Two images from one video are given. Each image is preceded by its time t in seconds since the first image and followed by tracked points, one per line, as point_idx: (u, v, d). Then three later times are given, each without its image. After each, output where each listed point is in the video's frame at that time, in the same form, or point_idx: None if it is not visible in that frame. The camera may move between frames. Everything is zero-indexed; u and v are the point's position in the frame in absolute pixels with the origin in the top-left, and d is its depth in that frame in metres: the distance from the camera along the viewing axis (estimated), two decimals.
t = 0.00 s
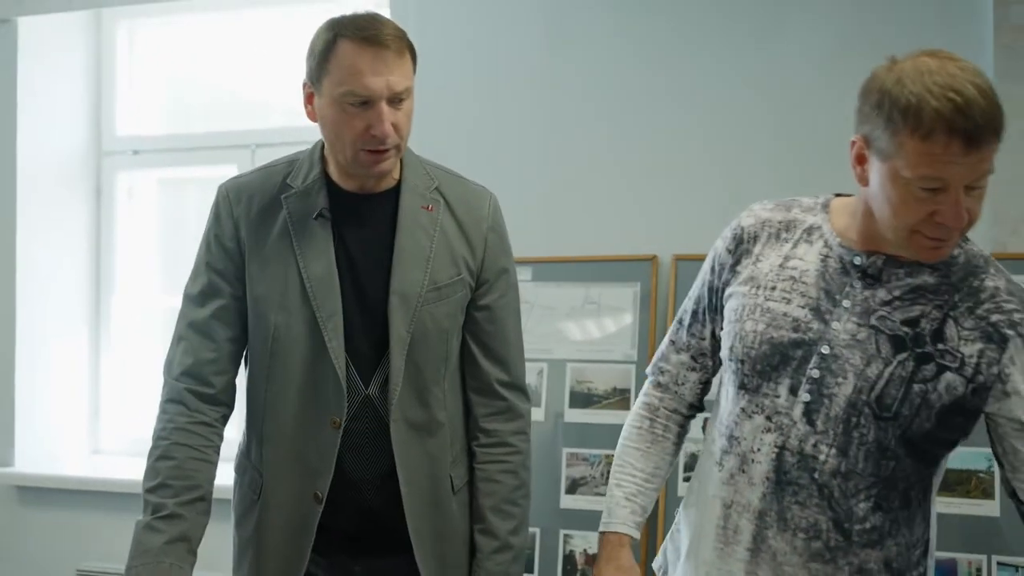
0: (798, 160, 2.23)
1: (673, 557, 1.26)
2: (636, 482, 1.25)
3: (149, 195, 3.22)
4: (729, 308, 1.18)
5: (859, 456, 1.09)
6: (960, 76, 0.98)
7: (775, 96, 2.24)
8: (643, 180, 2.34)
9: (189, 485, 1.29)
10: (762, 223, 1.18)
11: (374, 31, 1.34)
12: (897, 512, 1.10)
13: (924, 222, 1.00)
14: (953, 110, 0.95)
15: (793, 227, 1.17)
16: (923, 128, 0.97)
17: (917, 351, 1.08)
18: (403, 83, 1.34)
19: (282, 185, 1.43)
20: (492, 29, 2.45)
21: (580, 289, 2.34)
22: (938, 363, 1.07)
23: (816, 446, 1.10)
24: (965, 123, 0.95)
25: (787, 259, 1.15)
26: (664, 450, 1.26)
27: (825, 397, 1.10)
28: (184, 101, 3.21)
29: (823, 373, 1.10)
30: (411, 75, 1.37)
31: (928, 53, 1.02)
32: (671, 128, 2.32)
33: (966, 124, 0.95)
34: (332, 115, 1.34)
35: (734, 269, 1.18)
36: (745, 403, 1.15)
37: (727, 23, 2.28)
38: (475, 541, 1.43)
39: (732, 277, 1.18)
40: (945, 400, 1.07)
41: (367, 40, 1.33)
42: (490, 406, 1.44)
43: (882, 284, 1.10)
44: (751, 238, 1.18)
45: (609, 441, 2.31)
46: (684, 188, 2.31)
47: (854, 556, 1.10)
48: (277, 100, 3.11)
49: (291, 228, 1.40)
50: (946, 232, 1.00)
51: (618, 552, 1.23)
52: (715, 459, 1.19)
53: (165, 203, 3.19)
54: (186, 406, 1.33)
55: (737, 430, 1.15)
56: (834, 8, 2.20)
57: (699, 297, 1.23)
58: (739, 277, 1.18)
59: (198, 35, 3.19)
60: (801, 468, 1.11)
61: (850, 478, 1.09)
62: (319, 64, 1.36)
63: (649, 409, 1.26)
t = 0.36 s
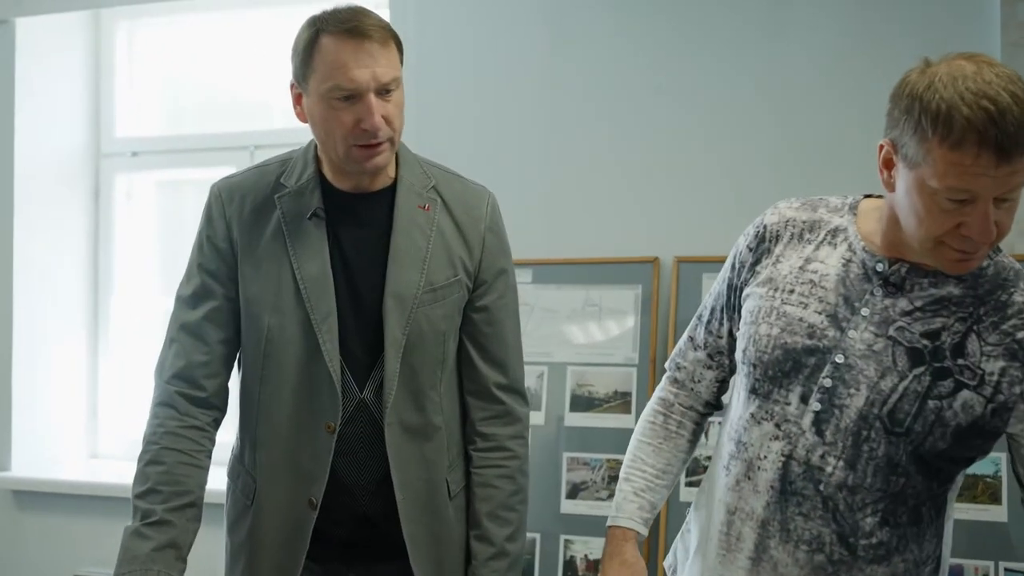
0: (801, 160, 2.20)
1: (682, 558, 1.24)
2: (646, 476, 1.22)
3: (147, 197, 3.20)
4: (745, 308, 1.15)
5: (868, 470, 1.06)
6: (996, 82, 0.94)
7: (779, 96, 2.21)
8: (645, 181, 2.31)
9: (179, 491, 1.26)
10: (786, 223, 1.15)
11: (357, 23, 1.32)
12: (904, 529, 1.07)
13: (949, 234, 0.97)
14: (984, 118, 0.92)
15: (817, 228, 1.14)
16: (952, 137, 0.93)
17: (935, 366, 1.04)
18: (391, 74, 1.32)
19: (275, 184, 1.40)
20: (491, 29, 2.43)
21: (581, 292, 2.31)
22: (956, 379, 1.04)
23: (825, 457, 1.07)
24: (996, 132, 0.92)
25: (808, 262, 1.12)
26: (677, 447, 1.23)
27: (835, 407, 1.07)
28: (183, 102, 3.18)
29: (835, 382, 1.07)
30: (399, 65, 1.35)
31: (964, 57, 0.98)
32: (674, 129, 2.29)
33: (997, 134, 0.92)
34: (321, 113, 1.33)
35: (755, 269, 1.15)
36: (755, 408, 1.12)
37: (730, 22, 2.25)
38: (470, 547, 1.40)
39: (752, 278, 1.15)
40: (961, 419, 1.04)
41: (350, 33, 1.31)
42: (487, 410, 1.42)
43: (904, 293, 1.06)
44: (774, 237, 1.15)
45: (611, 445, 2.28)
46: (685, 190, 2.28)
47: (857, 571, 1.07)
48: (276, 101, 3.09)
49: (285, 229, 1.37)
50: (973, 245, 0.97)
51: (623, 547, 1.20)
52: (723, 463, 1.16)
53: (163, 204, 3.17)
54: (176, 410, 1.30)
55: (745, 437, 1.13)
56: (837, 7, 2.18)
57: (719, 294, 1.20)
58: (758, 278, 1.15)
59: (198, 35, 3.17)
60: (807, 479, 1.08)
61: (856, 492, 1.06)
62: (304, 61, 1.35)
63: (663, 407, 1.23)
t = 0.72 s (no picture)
0: (807, 164, 2.18)
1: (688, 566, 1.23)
2: (653, 484, 1.21)
3: (150, 201, 3.20)
4: (753, 313, 1.13)
5: (879, 477, 1.04)
6: (998, 85, 0.92)
7: (784, 99, 2.20)
8: (649, 185, 2.30)
9: (176, 497, 1.24)
10: (792, 226, 1.13)
11: (348, 30, 1.30)
12: (917, 536, 1.05)
13: (947, 238, 0.96)
14: (983, 122, 0.90)
15: (825, 231, 1.12)
16: (950, 142, 0.91)
17: (946, 370, 1.03)
18: (379, 82, 1.30)
19: (276, 186, 1.39)
20: (494, 31, 2.42)
21: (584, 297, 2.30)
22: (968, 385, 1.02)
23: (835, 464, 1.05)
24: (994, 137, 0.90)
25: (816, 266, 1.10)
26: (684, 455, 1.21)
27: (845, 413, 1.05)
28: (185, 107, 3.18)
29: (844, 388, 1.05)
30: (391, 73, 1.33)
31: (969, 57, 0.96)
32: (678, 132, 2.27)
33: (995, 139, 0.90)
34: (311, 119, 1.31)
35: (762, 273, 1.14)
36: (764, 415, 1.10)
37: (734, 23, 2.23)
38: (471, 555, 1.38)
39: (759, 282, 1.14)
40: (973, 424, 1.02)
41: (341, 40, 1.29)
42: (489, 417, 1.40)
43: (914, 297, 1.05)
44: (780, 240, 1.13)
45: (615, 451, 2.26)
46: (690, 193, 2.27)
47: None
48: (277, 105, 3.09)
49: (286, 232, 1.36)
50: (971, 250, 0.95)
51: (630, 555, 1.18)
52: (732, 470, 1.15)
53: (166, 209, 3.18)
54: (174, 415, 1.28)
55: (754, 444, 1.11)
56: (842, 8, 2.16)
57: (726, 299, 1.19)
58: (765, 282, 1.13)
59: (200, 41, 3.16)
60: (817, 486, 1.06)
61: (867, 500, 1.04)
62: (295, 68, 1.33)
63: (671, 414, 1.22)
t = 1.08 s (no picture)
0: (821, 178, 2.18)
1: None
2: (670, 504, 1.19)
3: (165, 215, 3.22)
4: (769, 330, 1.11)
5: (897, 493, 1.02)
6: (1007, 101, 0.90)
7: (798, 112, 2.19)
8: (664, 198, 2.29)
9: (190, 513, 1.23)
10: (807, 242, 1.12)
11: (356, 49, 1.29)
12: (937, 553, 1.03)
13: (956, 253, 0.95)
14: (988, 141, 0.89)
15: (840, 247, 1.10)
16: (956, 160, 0.91)
17: (964, 385, 1.01)
18: (386, 101, 1.29)
19: (290, 202, 1.38)
20: (507, 43, 2.42)
21: (598, 310, 2.28)
22: (986, 399, 1.00)
23: (853, 480, 1.04)
24: (999, 155, 0.89)
25: (831, 281, 1.09)
26: (703, 474, 1.19)
27: (863, 429, 1.04)
28: (199, 121, 3.20)
29: (861, 404, 1.04)
30: (400, 91, 1.32)
31: (980, 72, 0.94)
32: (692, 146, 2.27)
33: (1001, 157, 0.89)
34: (318, 137, 1.31)
35: (777, 289, 1.12)
36: (780, 431, 1.09)
37: (748, 35, 2.23)
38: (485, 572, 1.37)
39: (774, 298, 1.12)
40: (993, 440, 1.00)
41: (349, 60, 1.28)
42: (503, 432, 1.39)
43: (930, 311, 1.03)
44: (796, 256, 1.12)
45: (630, 466, 2.24)
46: (704, 205, 2.26)
47: None
48: (291, 119, 3.11)
49: (299, 248, 1.36)
50: (980, 266, 0.95)
51: None
52: (749, 488, 1.13)
53: (181, 224, 3.18)
54: (188, 431, 1.27)
55: (770, 460, 1.10)
56: (856, 21, 2.16)
57: (742, 315, 1.17)
58: (780, 298, 1.11)
59: (215, 55, 3.18)
60: (835, 503, 1.05)
61: (886, 516, 1.03)
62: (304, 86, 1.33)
63: (687, 432, 1.20)
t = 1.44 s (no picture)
0: (840, 190, 2.18)
1: None
2: (695, 520, 1.18)
3: (181, 224, 3.23)
4: (791, 344, 1.11)
5: (920, 506, 1.02)
6: (1017, 118, 0.91)
7: (817, 124, 2.19)
8: (681, 211, 2.28)
9: (212, 524, 1.23)
10: (829, 257, 1.12)
11: (372, 86, 1.23)
12: (962, 567, 1.02)
13: (971, 268, 0.96)
14: (997, 158, 0.90)
15: (862, 262, 1.10)
16: (966, 177, 0.91)
17: (985, 398, 1.00)
18: (400, 138, 1.24)
19: (310, 217, 1.37)
20: (525, 53, 2.42)
21: (615, 322, 2.28)
22: (1009, 412, 1.00)
23: (876, 493, 1.04)
24: (1008, 172, 0.89)
25: (853, 296, 1.09)
26: (729, 491, 1.19)
27: (885, 441, 1.03)
28: (216, 131, 3.22)
29: (884, 417, 1.04)
30: (416, 126, 1.26)
31: (995, 87, 0.94)
32: (710, 157, 2.26)
33: (1010, 174, 0.89)
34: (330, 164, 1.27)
35: (800, 304, 1.12)
36: (802, 445, 1.08)
37: (766, 47, 2.23)
38: None
39: (797, 314, 1.12)
40: (1016, 452, 0.99)
41: (364, 96, 1.22)
42: (525, 443, 1.39)
43: (951, 324, 1.03)
44: (818, 272, 1.12)
45: (647, 478, 2.24)
46: (719, 215, 2.25)
47: None
48: (307, 130, 3.12)
49: (320, 262, 1.35)
50: (996, 281, 0.95)
51: None
52: (773, 501, 1.12)
53: (198, 234, 3.20)
54: (210, 441, 1.28)
55: (793, 473, 1.09)
56: (875, 32, 2.15)
57: (765, 332, 1.17)
58: (802, 313, 1.11)
59: (232, 65, 3.20)
60: (858, 516, 1.04)
61: (910, 529, 1.02)
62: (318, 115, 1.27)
63: (710, 448, 1.20)
